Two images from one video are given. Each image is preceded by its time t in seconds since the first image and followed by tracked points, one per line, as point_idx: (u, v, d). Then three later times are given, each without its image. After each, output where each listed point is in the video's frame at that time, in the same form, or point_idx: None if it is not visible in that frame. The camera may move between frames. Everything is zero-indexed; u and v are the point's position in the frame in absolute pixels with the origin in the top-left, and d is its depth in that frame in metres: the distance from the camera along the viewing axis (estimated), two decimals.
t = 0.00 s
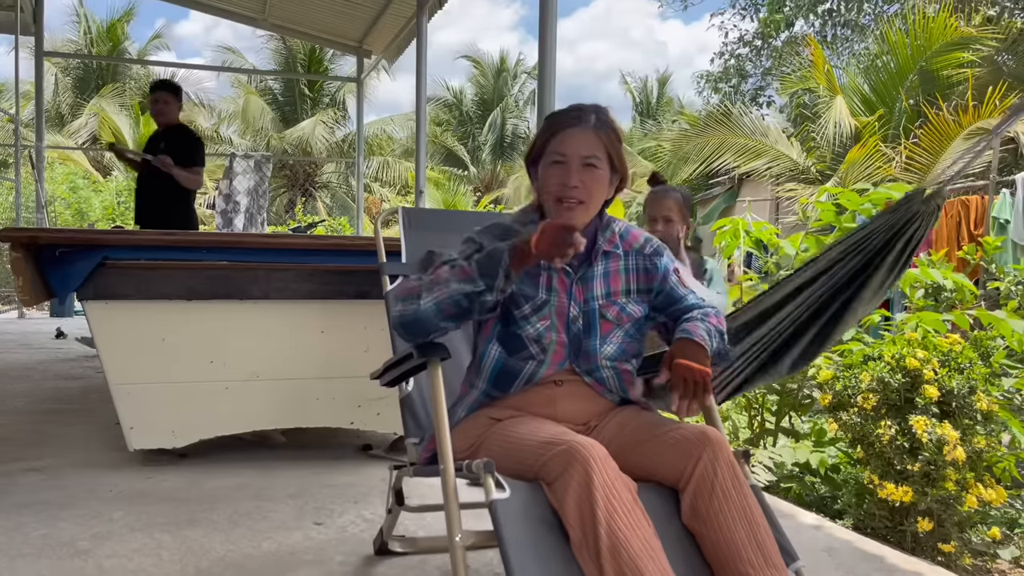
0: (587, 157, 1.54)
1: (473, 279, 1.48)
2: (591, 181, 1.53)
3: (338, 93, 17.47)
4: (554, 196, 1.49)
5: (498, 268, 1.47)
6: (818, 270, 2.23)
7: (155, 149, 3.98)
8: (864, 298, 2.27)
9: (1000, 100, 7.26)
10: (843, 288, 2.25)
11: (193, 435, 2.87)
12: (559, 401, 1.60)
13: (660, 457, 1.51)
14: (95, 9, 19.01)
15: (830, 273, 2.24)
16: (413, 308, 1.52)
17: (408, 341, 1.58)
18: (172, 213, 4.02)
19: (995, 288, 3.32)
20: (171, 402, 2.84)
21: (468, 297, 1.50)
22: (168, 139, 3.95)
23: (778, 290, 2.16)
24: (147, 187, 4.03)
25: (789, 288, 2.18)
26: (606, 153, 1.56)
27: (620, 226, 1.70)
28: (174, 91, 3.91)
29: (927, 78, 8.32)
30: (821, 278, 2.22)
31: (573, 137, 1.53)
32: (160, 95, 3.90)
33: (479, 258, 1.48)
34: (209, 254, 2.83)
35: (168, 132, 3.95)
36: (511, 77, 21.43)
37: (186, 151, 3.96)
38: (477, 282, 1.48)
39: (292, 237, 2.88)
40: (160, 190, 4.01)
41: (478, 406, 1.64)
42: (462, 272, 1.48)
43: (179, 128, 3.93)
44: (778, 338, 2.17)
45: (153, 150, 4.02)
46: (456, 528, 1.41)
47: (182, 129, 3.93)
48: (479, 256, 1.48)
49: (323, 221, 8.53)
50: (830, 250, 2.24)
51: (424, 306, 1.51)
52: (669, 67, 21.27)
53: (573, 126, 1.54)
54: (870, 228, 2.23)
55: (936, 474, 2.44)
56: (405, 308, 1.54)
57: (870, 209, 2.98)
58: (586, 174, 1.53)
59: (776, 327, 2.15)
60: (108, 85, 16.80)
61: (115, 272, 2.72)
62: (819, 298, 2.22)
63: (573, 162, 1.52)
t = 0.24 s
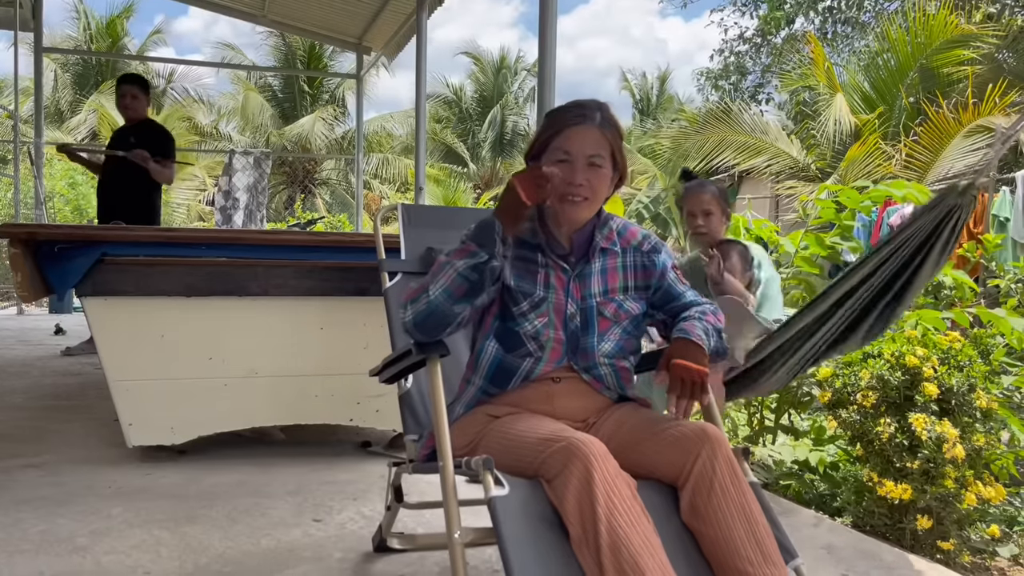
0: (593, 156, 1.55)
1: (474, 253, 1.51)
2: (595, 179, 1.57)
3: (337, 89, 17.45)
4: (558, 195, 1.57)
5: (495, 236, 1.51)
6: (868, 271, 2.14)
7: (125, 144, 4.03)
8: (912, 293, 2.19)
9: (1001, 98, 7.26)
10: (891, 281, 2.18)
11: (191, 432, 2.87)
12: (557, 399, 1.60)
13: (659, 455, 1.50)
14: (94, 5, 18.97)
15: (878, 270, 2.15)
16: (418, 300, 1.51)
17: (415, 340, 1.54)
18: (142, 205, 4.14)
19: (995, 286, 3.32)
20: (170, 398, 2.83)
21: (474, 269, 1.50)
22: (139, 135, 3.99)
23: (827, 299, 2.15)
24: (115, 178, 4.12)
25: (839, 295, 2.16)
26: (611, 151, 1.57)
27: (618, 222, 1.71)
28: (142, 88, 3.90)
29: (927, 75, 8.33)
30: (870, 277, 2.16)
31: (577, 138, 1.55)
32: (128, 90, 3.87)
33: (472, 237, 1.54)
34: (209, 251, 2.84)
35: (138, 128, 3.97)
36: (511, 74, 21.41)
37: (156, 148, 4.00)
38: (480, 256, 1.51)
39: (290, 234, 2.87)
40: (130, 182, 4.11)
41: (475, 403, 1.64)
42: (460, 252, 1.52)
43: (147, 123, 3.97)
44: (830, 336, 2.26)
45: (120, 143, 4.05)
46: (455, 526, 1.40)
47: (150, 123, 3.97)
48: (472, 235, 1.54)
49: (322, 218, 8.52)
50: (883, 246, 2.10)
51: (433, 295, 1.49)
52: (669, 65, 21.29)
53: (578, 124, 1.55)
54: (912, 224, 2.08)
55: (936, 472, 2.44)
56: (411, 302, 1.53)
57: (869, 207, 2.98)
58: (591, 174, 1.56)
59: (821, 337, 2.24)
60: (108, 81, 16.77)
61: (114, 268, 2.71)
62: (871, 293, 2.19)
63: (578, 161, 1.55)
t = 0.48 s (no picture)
0: (602, 151, 1.57)
1: (479, 253, 1.50)
2: (603, 176, 1.58)
3: (337, 86, 17.44)
4: (565, 188, 1.58)
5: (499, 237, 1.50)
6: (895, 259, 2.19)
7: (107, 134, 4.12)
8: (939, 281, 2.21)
9: (1001, 95, 7.26)
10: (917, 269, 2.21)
11: (191, 428, 2.87)
12: (558, 396, 1.60)
13: (659, 452, 1.50)
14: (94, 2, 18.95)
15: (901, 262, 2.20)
16: (421, 298, 1.50)
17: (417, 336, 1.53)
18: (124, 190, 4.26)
19: (995, 284, 3.32)
20: (170, 395, 2.84)
21: (479, 268, 1.49)
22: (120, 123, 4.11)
23: (861, 282, 2.19)
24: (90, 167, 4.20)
25: (869, 282, 2.20)
26: (619, 147, 1.59)
27: (621, 220, 1.71)
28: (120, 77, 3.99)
29: (927, 73, 8.33)
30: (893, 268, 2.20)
31: (589, 131, 1.56)
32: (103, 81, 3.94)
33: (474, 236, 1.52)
34: (207, 247, 2.82)
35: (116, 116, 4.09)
36: (511, 71, 21.39)
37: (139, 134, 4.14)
38: (483, 255, 1.50)
39: (289, 231, 2.87)
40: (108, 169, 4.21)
41: (476, 400, 1.64)
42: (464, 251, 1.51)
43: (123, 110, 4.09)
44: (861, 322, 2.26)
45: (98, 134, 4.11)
46: (454, 522, 1.40)
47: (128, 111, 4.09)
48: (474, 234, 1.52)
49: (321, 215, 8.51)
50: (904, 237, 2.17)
51: (437, 292, 1.49)
52: (669, 61, 21.28)
53: (589, 120, 1.57)
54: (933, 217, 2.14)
55: (935, 469, 2.44)
56: (414, 303, 1.51)
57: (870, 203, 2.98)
58: (600, 170, 1.57)
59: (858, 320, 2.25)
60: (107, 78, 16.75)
61: (113, 265, 2.72)
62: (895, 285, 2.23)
63: (588, 156, 1.56)
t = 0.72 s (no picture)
0: (607, 149, 1.57)
1: (477, 248, 1.50)
2: (608, 173, 1.58)
3: (337, 84, 17.43)
4: (570, 183, 1.58)
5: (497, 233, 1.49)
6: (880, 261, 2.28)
7: (95, 132, 4.06)
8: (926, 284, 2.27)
9: (1001, 92, 7.26)
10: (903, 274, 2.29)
11: (191, 426, 2.87)
12: (558, 393, 1.60)
13: (659, 450, 1.50)
14: None
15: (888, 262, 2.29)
16: (420, 292, 1.51)
17: (416, 332, 1.52)
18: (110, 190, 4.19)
19: (995, 281, 3.31)
20: (169, 394, 2.84)
21: (476, 263, 1.50)
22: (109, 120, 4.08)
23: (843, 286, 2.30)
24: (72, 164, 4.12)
25: (855, 284, 2.30)
26: (624, 145, 1.60)
27: (622, 218, 1.71)
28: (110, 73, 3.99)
29: (928, 70, 8.33)
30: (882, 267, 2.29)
31: (595, 128, 1.57)
32: (94, 75, 3.94)
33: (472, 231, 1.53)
34: (206, 245, 2.82)
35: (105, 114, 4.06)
36: (511, 69, 21.37)
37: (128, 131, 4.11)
38: (482, 250, 1.50)
39: (289, 229, 2.87)
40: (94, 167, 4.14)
41: (478, 397, 1.64)
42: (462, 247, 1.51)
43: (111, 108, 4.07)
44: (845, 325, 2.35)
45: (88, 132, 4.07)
46: (454, 520, 1.40)
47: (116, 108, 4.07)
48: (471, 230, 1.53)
49: (321, 213, 8.51)
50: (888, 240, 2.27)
51: (436, 288, 1.49)
52: (669, 59, 21.28)
53: (595, 117, 1.58)
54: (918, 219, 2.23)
55: (935, 466, 2.44)
56: (413, 299, 1.51)
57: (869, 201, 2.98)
58: (605, 167, 1.57)
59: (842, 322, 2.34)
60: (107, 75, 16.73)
61: (113, 262, 2.72)
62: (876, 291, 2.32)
63: (593, 153, 1.56)
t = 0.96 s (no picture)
0: (607, 147, 1.57)
1: (466, 258, 1.56)
2: (609, 171, 1.58)
3: (337, 82, 17.43)
4: (572, 182, 1.58)
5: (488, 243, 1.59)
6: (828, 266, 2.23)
7: (90, 128, 4.02)
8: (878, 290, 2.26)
9: (1002, 90, 7.26)
10: (852, 282, 2.27)
11: (192, 425, 2.87)
12: (558, 391, 1.60)
13: (658, 448, 1.50)
14: None
15: (838, 266, 2.24)
16: (413, 294, 1.54)
17: (407, 332, 1.56)
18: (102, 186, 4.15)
19: (995, 280, 3.31)
20: (170, 393, 2.84)
21: (465, 273, 1.55)
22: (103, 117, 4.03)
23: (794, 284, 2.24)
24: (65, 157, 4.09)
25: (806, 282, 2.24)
26: (625, 143, 1.60)
27: (623, 216, 1.71)
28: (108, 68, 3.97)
29: (928, 68, 8.32)
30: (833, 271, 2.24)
31: (594, 126, 1.57)
32: (92, 70, 3.90)
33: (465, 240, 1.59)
34: (207, 244, 2.82)
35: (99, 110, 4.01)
36: (511, 67, 21.35)
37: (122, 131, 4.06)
38: (471, 260, 1.56)
39: (289, 228, 2.87)
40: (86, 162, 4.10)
41: (478, 395, 1.64)
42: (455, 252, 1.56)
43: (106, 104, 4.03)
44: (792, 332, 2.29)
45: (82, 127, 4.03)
46: (454, 518, 1.40)
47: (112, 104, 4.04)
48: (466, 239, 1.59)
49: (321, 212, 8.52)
50: (842, 243, 2.23)
51: (425, 292, 1.53)
52: (669, 57, 21.28)
53: (594, 115, 1.58)
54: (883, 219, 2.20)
55: (935, 465, 2.44)
56: (404, 302, 1.56)
57: (870, 200, 2.98)
58: (605, 165, 1.57)
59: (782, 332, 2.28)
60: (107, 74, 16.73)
61: (114, 262, 2.72)
62: (823, 299, 2.27)
63: (594, 151, 1.57)
